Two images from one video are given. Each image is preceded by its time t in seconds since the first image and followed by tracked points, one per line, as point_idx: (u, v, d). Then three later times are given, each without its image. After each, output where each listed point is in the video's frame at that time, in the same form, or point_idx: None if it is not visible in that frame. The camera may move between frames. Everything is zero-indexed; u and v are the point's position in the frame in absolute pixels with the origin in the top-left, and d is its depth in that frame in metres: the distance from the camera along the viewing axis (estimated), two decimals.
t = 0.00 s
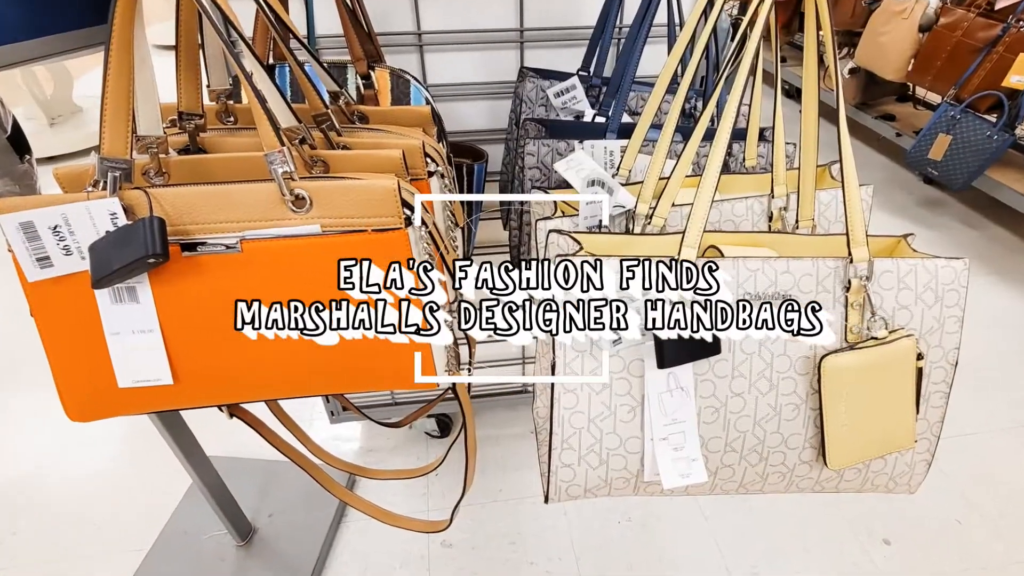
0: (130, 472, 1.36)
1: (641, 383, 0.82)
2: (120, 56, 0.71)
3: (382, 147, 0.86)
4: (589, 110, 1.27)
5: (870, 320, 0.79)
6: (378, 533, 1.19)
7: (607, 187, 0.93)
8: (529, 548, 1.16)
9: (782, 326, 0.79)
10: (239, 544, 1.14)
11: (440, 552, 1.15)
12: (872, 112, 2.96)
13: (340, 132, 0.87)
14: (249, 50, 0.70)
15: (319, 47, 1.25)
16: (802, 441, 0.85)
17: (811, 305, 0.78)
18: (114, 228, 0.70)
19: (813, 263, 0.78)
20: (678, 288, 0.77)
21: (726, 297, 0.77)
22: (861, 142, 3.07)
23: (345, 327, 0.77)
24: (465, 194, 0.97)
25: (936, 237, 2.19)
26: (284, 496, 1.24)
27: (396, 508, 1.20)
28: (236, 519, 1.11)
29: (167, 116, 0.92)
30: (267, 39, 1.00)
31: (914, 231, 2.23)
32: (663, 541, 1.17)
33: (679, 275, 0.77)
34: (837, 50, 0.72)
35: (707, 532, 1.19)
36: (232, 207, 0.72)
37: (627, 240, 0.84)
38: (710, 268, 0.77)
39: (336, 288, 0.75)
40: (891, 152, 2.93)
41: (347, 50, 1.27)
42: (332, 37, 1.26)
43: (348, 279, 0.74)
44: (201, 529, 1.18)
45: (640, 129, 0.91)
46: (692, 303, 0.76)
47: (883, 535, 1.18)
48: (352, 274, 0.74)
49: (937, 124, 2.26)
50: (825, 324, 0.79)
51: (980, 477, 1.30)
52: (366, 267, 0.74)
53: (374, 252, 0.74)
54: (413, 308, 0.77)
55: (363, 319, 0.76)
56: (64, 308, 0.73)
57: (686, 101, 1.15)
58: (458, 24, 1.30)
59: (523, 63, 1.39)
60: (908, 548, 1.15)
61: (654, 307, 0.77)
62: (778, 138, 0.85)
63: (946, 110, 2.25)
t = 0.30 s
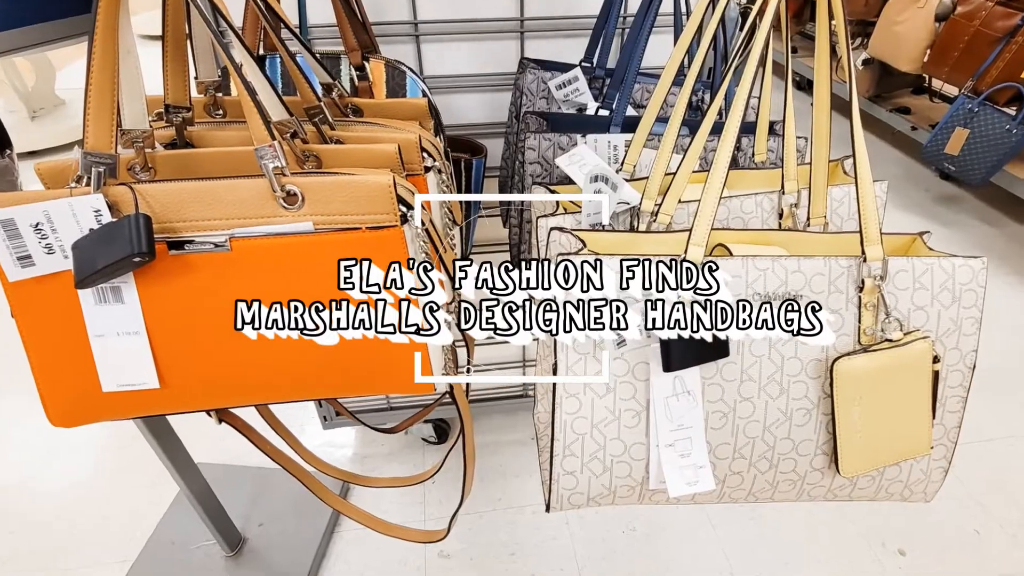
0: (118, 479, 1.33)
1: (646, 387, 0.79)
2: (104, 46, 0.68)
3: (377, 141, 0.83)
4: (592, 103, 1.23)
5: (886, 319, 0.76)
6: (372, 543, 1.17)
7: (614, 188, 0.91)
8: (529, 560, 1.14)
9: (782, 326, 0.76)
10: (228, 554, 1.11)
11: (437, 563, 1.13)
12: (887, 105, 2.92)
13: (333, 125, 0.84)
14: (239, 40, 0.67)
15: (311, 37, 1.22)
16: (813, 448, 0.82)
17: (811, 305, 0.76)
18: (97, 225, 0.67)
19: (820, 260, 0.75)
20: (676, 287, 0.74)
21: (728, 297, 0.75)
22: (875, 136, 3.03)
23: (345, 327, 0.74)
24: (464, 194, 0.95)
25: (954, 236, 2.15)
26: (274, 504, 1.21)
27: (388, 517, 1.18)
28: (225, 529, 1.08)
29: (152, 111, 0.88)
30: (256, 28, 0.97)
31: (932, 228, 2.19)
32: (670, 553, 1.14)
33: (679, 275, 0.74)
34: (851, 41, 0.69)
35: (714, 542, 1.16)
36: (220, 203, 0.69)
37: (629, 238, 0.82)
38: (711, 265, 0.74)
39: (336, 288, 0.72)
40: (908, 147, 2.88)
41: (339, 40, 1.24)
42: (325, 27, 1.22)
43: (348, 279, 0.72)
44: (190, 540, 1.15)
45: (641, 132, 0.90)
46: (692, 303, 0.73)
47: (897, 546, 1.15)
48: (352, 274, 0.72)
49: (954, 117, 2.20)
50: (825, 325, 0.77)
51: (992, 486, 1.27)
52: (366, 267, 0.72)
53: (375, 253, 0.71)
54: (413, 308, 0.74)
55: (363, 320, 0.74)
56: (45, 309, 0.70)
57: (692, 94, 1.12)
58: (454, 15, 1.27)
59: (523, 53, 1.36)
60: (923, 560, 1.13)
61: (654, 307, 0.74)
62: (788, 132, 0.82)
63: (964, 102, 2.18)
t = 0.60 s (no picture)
0: (108, 484, 1.31)
1: (652, 392, 0.77)
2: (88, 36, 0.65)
3: (372, 134, 0.81)
4: (596, 95, 1.21)
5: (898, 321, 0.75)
6: (365, 553, 1.14)
7: (614, 184, 0.89)
8: (529, 571, 1.11)
9: (782, 326, 0.74)
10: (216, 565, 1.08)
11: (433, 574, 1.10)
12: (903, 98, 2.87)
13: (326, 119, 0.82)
14: (227, 30, 0.65)
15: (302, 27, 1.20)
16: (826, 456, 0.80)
17: (811, 305, 0.73)
18: (80, 223, 0.64)
19: (830, 262, 0.73)
20: (678, 288, 0.73)
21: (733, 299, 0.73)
22: (890, 130, 2.98)
23: (345, 327, 0.71)
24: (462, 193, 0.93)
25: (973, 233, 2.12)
26: (264, 513, 1.18)
27: (385, 526, 1.14)
28: (213, 540, 1.05)
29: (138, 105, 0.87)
30: (246, 19, 0.95)
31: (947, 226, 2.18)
32: (677, 564, 1.12)
33: (679, 275, 0.73)
34: (864, 30, 0.66)
35: (722, 552, 1.14)
36: (207, 200, 0.67)
37: (631, 237, 0.80)
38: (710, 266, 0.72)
39: (336, 288, 0.70)
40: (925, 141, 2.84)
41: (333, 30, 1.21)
42: (316, 16, 1.20)
43: (348, 279, 0.69)
44: (177, 551, 1.12)
45: (649, 119, 0.90)
46: (692, 303, 0.72)
47: (914, 556, 1.12)
48: (352, 274, 0.69)
49: (973, 110, 2.17)
50: (826, 324, 0.74)
51: (1007, 495, 1.24)
52: (367, 267, 0.69)
53: (374, 253, 0.68)
54: (414, 308, 0.71)
55: (364, 319, 0.71)
56: (24, 310, 0.67)
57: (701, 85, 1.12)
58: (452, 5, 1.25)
59: (523, 43, 1.32)
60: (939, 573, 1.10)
61: (654, 307, 0.73)
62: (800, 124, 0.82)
63: (982, 95, 2.15)
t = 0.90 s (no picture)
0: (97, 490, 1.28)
1: (657, 396, 0.79)
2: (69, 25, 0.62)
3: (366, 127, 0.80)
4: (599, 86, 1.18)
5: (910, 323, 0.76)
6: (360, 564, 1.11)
7: (619, 180, 0.87)
8: None
9: (782, 326, 0.75)
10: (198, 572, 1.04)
11: None
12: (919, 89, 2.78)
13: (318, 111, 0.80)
14: (214, 19, 0.62)
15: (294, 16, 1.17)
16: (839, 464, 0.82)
17: (811, 305, 0.74)
18: (61, 220, 0.62)
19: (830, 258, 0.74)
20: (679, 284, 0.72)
21: (733, 294, 0.74)
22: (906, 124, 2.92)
23: (345, 327, 0.68)
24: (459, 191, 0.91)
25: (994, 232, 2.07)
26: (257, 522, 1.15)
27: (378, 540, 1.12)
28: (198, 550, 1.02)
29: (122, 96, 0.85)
30: (233, 8, 0.90)
31: (968, 223, 2.10)
32: None
33: (678, 275, 0.72)
34: (880, 18, 0.64)
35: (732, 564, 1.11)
36: (194, 196, 0.64)
37: (638, 233, 0.79)
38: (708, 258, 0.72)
39: (336, 288, 0.67)
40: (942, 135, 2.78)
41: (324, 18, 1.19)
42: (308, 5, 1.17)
43: (348, 279, 0.66)
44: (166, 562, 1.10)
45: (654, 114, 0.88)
46: (692, 303, 0.72)
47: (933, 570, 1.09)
48: (352, 274, 0.66)
49: (994, 102, 2.15)
50: (825, 324, 0.75)
51: None
52: (366, 266, 0.66)
53: (374, 252, 0.66)
54: (414, 308, 0.69)
55: (363, 319, 0.68)
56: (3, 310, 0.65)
57: (710, 77, 1.09)
58: None
59: (523, 32, 1.30)
60: None
61: (654, 307, 0.73)
62: (813, 117, 0.83)
63: (1004, 86, 2.12)
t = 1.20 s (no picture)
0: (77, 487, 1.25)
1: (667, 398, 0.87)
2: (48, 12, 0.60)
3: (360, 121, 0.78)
4: (603, 77, 1.16)
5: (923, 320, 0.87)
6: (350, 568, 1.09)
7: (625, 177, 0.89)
8: None
9: (783, 326, 0.87)
10: None
11: None
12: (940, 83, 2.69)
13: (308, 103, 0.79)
14: (201, 7, 0.61)
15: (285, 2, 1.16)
16: (850, 459, 0.87)
17: (811, 305, 0.86)
18: (40, 216, 0.61)
19: (822, 261, 0.86)
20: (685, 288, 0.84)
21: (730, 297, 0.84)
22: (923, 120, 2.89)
23: (345, 327, 0.71)
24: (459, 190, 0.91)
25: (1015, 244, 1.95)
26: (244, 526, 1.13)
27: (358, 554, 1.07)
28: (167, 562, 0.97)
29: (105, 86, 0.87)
30: None
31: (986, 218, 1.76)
32: None
33: (679, 275, 0.84)
34: (897, 5, 0.62)
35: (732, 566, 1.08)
36: (178, 192, 0.64)
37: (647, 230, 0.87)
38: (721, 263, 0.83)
39: (336, 288, 0.69)
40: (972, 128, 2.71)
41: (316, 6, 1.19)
42: None
43: (348, 279, 0.68)
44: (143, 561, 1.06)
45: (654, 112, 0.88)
46: (692, 303, 0.84)
47: None
48: (352, 274, 0.68)
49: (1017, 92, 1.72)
50: (824, 324, 0.87)
51: None
52: (366, 266, 0.68)
53: (375, 252, 0.68)
54: (413, 308, 0.71)
55: (363, 320, 0.71)
56: None
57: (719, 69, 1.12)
58: None
59: (522, 21, 1.30)
60: None
61: (654, 307, 0.84)
62: (825, 110, 0.84)
63: None
